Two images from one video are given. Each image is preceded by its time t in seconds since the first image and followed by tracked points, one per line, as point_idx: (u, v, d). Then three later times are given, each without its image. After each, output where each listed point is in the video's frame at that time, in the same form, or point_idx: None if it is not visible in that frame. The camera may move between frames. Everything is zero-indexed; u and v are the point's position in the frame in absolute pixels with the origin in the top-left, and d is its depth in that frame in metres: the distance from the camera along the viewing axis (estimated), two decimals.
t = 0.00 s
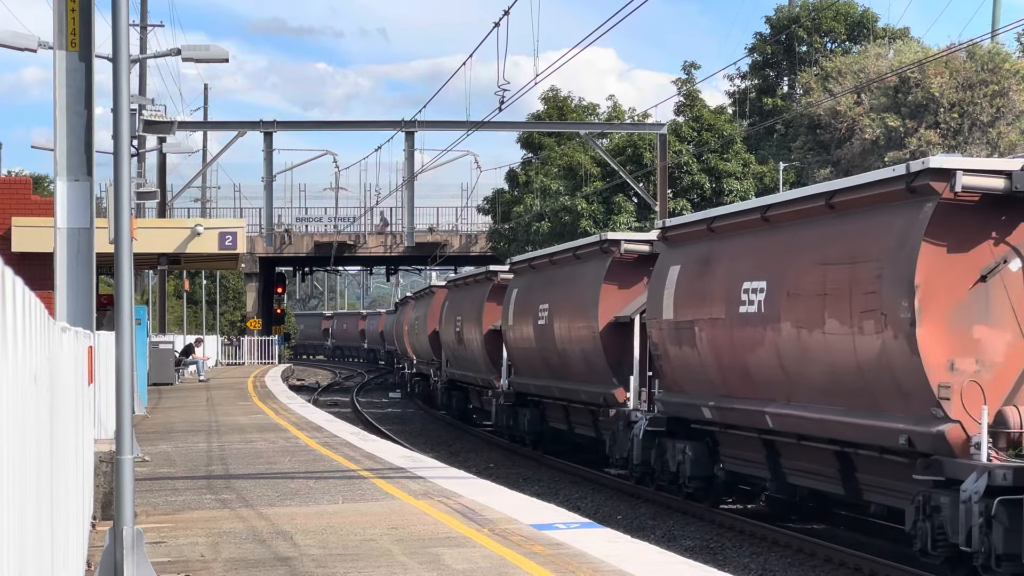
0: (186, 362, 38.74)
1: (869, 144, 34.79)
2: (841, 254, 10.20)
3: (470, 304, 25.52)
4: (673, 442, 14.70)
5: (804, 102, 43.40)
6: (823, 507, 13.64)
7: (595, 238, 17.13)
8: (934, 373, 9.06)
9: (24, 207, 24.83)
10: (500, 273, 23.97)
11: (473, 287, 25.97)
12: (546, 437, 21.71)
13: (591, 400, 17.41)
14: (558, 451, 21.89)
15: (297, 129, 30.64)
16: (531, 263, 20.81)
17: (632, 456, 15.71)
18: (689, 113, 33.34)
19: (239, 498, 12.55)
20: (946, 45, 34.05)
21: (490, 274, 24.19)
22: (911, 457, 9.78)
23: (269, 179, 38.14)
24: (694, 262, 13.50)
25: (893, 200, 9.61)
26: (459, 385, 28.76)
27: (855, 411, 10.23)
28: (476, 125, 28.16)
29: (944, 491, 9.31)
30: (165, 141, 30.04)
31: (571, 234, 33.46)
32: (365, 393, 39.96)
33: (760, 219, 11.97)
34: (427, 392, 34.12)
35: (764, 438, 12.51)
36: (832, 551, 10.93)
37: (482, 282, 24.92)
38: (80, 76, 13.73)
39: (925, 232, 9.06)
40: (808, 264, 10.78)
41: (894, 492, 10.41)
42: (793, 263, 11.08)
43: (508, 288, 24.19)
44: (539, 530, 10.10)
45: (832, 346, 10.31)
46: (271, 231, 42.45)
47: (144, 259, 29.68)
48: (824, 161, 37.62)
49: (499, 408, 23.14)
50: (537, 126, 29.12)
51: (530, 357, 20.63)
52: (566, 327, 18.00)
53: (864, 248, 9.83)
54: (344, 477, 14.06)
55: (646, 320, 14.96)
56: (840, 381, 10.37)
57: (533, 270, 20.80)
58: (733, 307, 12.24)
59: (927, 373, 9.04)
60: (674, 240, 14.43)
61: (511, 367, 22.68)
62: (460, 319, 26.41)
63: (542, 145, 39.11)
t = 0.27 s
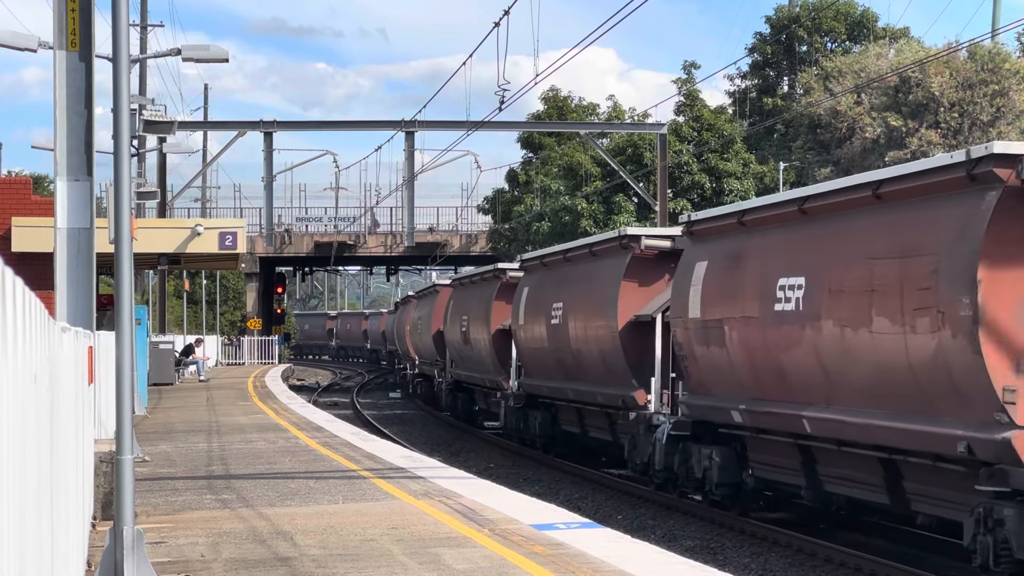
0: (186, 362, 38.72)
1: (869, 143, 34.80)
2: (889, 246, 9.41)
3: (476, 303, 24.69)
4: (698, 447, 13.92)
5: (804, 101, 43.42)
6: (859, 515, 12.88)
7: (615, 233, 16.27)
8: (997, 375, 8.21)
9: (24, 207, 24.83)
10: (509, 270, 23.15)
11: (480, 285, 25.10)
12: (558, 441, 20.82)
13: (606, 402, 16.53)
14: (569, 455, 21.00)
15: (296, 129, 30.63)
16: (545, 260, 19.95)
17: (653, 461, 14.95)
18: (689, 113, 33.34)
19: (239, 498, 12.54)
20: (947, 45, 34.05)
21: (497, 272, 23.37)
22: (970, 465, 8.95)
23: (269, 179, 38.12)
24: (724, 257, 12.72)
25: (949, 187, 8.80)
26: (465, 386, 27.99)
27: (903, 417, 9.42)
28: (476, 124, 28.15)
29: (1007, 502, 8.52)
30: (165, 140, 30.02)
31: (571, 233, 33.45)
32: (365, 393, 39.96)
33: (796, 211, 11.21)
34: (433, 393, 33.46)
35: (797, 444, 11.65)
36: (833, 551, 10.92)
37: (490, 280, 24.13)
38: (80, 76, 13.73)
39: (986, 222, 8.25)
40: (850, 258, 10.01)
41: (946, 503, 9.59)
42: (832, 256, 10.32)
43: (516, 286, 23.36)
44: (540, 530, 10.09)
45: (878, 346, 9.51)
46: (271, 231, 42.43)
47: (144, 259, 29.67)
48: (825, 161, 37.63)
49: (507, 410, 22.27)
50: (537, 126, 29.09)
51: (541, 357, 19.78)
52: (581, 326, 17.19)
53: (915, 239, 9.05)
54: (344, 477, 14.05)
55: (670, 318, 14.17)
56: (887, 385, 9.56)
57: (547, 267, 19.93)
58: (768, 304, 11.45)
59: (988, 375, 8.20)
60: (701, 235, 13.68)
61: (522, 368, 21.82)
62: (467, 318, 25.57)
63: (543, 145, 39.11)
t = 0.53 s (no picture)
0: (187, 362, 38.73)
1: (869, 143, 34.86)
2: (947, 239, 8.76)
3: (482, 303, 23.69)
4: (725, 452, 13.09)
5: (804, 101, 43.45)
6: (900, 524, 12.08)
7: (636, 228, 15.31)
8: None
9: (24, 207, 24.83)
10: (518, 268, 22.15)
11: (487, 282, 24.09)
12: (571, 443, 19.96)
13: (625, 404, 15.60)
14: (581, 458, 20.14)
15: (296, 129, 30.64)
16: (557, 257, 18.97)
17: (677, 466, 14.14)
18: (689, 113, 33.36)
19: (239, 498, 12.55)
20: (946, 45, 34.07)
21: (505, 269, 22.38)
22: None
23: (269, 179, 38.14)
24: (755, 253, 12.04)
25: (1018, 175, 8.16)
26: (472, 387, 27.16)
27: (961, 421, 8.79)
28: (476, 124, 28.16)
29: None
30: (165, 140, 30.02)
31: (571, 233, 33.46)
32: (365, 393, 39.99)
33: (839, 203, 10.52)
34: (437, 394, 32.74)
35: (838, 448, 10.89)
36: (833, 551, 10.94)
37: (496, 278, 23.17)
38: (80, 76, 13.74)
39: None
40: (901, 252, 9.34)
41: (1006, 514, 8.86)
42: (881, 250, 9.63)
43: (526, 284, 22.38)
44: (540, 530, 10.10)
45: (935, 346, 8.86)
46: (271, 230, 42.44)
47: (144, 259, 29.68)
48: (824, 160, 37.67)
49: (517, 412, 21.37)
50: (537, 125, 29.08)
51: (552, 358, 18.79)
52: (597, 324, 16.20)
53: (979, 229, 8.38)
54: (344, 477, 14.06)
55: (697, 317, 13.38)
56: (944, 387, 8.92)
57: (558, 265, 18.97)
58: (807, 302, 10.77)
59: None
60: (728, 230, 12.96)
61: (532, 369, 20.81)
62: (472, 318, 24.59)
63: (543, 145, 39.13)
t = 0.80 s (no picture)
0: (188, 363, 38.73)
1: (869, 144, 34.82)
2: (1016, 230, 7.98)
3: (493, 302, 23.02)
4: (758, 459, 12.46)
5: (805, 102, 43.45)
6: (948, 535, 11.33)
7: (659, 222, 14.64)
8: None
9: (25, 208, 24.83)
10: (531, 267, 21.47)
11: (497, 281, 23.42)
12: (585, 449, 19.33)
13: (647, 408, 14.99)
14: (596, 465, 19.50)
15: (297, 130, 30.66)
16: (572, 254, 18.30)
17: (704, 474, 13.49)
18: (690, 113, 33.37)
19: (239, 499, 12.55)
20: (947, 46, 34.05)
21: (517, 267, 21.72)
22: None
23: (270, 180, 38.15)
24: (792, 248, 11.27)
25: None
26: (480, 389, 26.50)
27: None
28: (477, 125, 28.17)
29: None
30: (166, 141, 30.03)
31: (572, 234, 33.47)
32: (366, 393, 40.04)
33: (891, 194, 9.72)
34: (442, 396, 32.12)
35: (887, 455, 10.13)
36: (832, 551, 10.95)
37: (507, 278, 22.50)
38: (81, 76, 13.73)
39: None
40: (961, 246, 8.55)
41: None
42: (937, 244, 8.84)
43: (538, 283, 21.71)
44: (541, 530, 10.10)
45: (1001, 347, 8.10)
46: (273, 231, 42.45)
47: (144, 260, 29.70)
48: (825, 161, 37.72)
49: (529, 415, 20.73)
50: (538, 126, 29.06)
51: (570, 359, 18.12)
52: (618, 325, 15.55)
53: None
54: (345, 477, 14.06)
55: (727, 316, 12.64)
56: (1011, 392, 8.15)
57: (574, 262, 18.29)
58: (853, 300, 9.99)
59: None
60: (763, 224, 12.16)
61: (546, 370, 20.16)
62: (481, 318, 23.91)
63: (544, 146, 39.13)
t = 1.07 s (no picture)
0: (189, 364, 38.77)
1: (870, 145, 34.75)
2: None
3: (502, 302, 22.30)
4: (794, 467, 11.59)
5: (807, 102, 43.43)
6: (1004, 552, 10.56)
7: (686, 218, 13.96)
8: None
9: (26, 210, 24.85)
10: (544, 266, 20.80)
11: (507, 281, 22.72)
12: (601, 455, 18.52)
13: (671, 412, 14.34)
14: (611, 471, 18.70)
15: (299, 130, 30.66)
16: (590, 252, 17.60)
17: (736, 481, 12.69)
18: (691, 115, 33.35)
19: (241, 500, 12.54)
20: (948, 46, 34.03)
21: (529, 266, 21.01)
22: None
23: (271, 181, 38.16)
24: (836, 243, 10.56)
25: None
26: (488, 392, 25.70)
27: None
28: (478, 126, 28.16)
29: None
30: (167, 142, 30.03)
31: (573, 235, 33.45)
32: (368, 394, 40.06)
33: (948, 183, 9.02)
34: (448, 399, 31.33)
35: (940, 464, 9.41)
36: (835, 553, 10.93)
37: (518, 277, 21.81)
38: (82, 77, 13.73)
39: None
40: None
41: None
42: (1004, 236, 8.13)
43: (551, 283, 21.00)
44: (543, 532, 10.09)
45: None
46: (274, 232, 42.44)
47: (146, 261, 29.71)
48: (826, 162, 37.74)
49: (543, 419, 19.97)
50: (539, 127, 29.05)
51: (585, 360, 17.43)
52: (640, 325, 14.89)
53: None
54: (347, 478, 14.05)
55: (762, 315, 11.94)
56: None
57: (592, 259, 17.59)
58: (907, 298, 9.27)
59: None
60: (802, 218, 11.47)
61: (560, 372, 19.47)
62: (490, 319, 23.20)
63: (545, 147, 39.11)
